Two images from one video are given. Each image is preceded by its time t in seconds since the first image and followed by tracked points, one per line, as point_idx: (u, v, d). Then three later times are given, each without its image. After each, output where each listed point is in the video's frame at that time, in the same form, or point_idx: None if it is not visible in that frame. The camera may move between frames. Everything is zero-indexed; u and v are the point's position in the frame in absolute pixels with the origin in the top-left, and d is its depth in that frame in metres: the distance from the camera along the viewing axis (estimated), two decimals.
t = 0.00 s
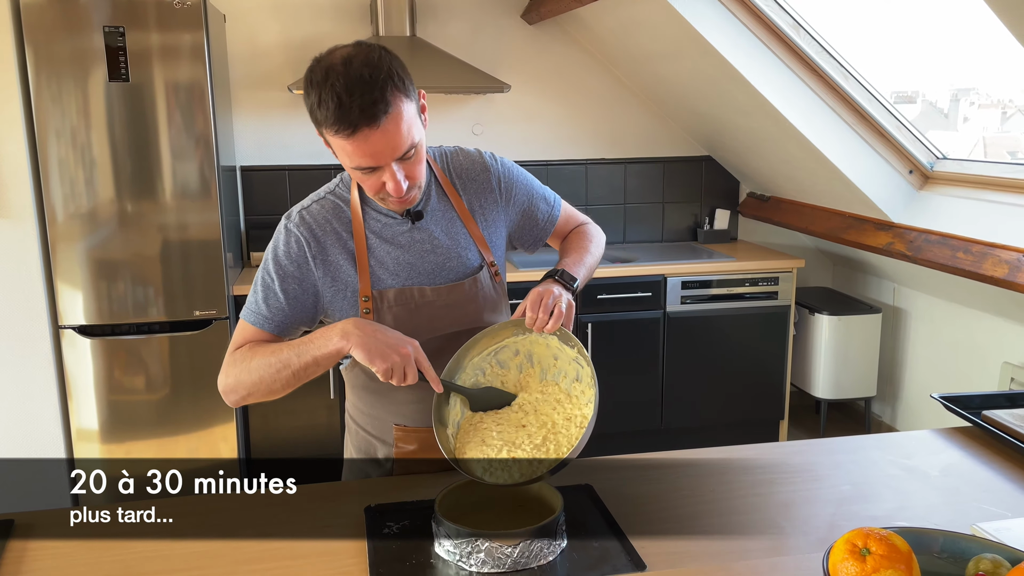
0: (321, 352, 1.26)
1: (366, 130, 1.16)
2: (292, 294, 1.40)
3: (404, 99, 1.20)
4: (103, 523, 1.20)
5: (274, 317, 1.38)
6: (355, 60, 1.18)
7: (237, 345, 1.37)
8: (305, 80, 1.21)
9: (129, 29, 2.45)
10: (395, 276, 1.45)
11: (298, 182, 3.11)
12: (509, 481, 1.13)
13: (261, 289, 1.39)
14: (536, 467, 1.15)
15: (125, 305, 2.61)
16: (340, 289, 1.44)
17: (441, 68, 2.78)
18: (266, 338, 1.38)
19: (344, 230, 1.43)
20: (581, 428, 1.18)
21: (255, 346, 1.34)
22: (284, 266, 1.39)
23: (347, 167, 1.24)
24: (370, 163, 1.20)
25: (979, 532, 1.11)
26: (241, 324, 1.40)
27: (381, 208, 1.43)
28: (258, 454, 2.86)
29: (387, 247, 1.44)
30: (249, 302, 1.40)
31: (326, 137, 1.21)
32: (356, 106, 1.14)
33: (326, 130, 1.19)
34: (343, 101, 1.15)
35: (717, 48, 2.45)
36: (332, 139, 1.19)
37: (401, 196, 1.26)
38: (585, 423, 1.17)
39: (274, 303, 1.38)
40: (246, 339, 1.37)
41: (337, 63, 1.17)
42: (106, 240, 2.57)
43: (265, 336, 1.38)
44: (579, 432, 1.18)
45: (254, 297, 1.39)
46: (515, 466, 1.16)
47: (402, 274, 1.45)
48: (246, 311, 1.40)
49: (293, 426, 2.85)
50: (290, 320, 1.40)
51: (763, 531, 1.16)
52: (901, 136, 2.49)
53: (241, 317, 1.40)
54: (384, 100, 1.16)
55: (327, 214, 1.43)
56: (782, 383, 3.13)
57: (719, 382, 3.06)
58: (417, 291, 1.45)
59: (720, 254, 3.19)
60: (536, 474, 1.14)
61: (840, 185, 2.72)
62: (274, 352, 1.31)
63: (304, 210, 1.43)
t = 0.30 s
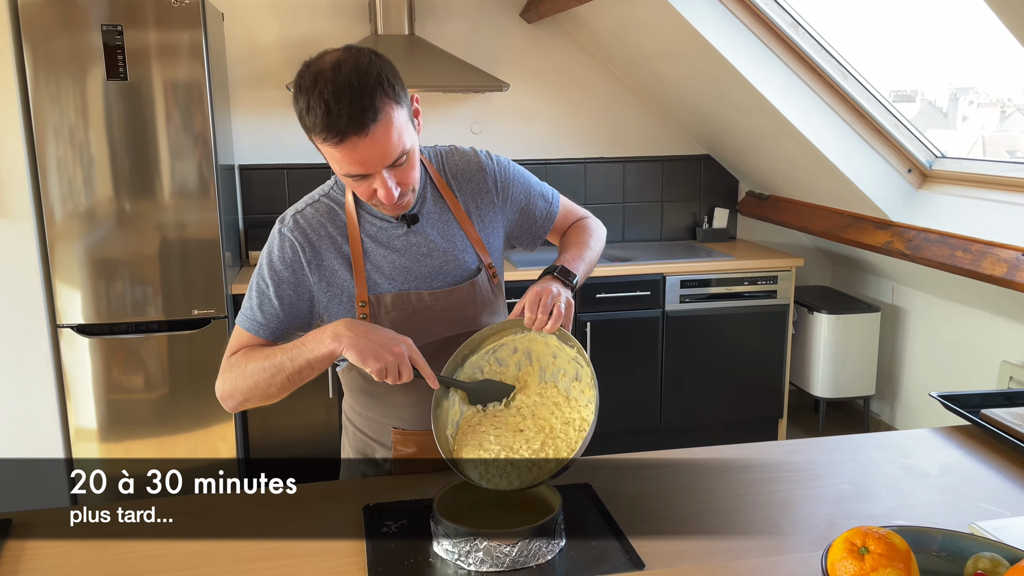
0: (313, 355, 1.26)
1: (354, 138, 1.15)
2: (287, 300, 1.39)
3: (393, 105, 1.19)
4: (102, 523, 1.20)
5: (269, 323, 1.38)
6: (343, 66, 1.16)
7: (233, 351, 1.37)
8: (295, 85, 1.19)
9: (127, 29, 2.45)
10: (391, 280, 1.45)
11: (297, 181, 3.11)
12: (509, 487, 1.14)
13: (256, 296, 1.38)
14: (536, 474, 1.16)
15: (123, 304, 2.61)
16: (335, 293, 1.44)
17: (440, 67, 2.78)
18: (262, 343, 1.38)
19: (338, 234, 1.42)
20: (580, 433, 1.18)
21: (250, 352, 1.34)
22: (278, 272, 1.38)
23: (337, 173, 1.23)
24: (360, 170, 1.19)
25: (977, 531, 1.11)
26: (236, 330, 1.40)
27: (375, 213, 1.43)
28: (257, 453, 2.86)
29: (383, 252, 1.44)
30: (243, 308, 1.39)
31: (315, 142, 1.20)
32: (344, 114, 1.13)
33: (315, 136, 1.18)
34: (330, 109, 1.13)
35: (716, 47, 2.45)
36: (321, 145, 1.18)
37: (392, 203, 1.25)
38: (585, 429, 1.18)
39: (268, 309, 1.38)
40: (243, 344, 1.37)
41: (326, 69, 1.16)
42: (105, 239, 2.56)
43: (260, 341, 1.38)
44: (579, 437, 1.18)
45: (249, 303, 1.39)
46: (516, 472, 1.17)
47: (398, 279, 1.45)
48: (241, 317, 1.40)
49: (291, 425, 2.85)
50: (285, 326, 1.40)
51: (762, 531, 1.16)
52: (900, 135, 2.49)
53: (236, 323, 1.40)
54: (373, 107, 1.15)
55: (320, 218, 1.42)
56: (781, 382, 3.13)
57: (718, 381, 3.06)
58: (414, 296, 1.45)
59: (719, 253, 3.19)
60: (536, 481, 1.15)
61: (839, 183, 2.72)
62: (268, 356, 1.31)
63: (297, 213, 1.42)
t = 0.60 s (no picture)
0: (313, 359, 1.26)
1: (347, 143, 1.14)
2: (286, 303, 1.39)
3: (387, 110, 1.17)
4: (102, 523, 1.19)
5: (268, 326, 1.38)
6: (336, 70, 1.15)
7: (233, 354, 1.37)
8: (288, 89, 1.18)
9: (127, 26, 2.44)
10: (390, 281, 1.45)
11: (297, 179, 3.11)
12: (510, 487, 1.14)
13: (254, 300, 1.38)
14: (537, 472, 1.16)
15: (123, 302, 2.61)
16: (334, 295, 1.43)
17: (440, 64, 2.77)
18: (261, 347, 1.38)
19: (335, 236, 1.42)
20: (582, 429, 1.16)
21: (250, 354, 1.34)
22: (276, 276, 1.38)
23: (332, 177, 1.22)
24: (354, 175, 1.18)
25: (978, 529, 1.11)
26: (236, 333, 1.40)
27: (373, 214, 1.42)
28: (257, 451, 2.86)
29: (381, 253, 1.44)
30: (242, 311, 1.39)
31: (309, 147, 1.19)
32: (336, 119, 1.12)
33: (308, 141, 1.16)
34: (322, 114, 1.12)
35: (716, 44, 2.45)
36: (315, 150, 1.17)
37: (387, 207, 1.23)
38: (586, 424, 1.16)
39: (267, 312, 1.37)
40: (243, 347, 1.37)
41: (318, 73, 1.14)
42: (105, 237, 2.56)
43: (259, 344, 1.38)
44: (580, 433, 1.16)
45: (247, 307, 1.38)
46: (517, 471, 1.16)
47: (397, 279, 1.45)
48: (240, 321, 1.40)
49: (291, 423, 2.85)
50: (284, 329, 1.40)
51: (762, 529, 1.16)
52: (900, 133, 2.49)
53: (235, 327, 1.39)
54: (365, 112, 1.14)
55: (317, 221, 1.41)
56: (780, 380, 3.13)
57: (717, 379, 3.06)
58: (413, 296, 1.45)
59: (720, 251, 3.18)
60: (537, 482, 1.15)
61: (840, 182, 2.72)
62: (268, 359, 1.31)
63: (294, 216, 1.41)
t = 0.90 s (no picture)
0: (315, 363, 1.26)
1: (337, 144, 1.13)
2: (286, 303, 1.39)
3: (378, 109, 1.16)
4: (102, 523, 1.19)
5: (269, 327, 1.38)
6: (326, 70, 1.14)
7: (235, 356, 1.38)
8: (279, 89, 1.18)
9: (128, 22, 2.44)
10: (389, 279, 1.44)
11: (298, 175, 3.10)
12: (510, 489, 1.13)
13: (255, 301, 1.38)
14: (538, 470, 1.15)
15: (124, 297, 2.61)
16: (334, 296, 1.43)
17: (441, 60, 2.77)
18: (262, 348, 1.39)
19: (333, 236, 1.41)
20: (583, 425, 1.15)
21: (253, 357, 1.35)
22: (276, 276, 1.38)
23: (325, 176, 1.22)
24: (346, 175, 1.17)
25: (979, 526, 1.11)
26: (238, 334, 1.40)
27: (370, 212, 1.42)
28: (258, 448, 2.86)
29: (379, 251, 1.43)
30: (243, 312, 1.40)
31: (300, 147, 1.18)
32: (326, 120, 1.11)
33: (299, 141, 1.16)
34: (312, 115, 1.11)
35: (718, 40, 2.44)
36: (306, 150, 1.16)
37: (380, 207, 1.23)
38: (586, 422, 1.15)
39: (268, 312, 1.38)
40: (246, 349, 1.38)
41: (308, 73, 1.14)
42: (106, 233, 2.56)
43: (260, 345, 1.38)
44: (581, 430, 1.15)
45: (248, 308, 1.39)
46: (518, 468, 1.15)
47: (396, 277, 1.45)
48: (241, 322, 1.40)
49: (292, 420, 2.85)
50: (285, 329, 1.40)
51: (763, 527, 1.15)
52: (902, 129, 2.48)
53: (237, 328, 1.40)
54: (355, 112, 1.13)
55: (315, 220, 1.41)
56: (782, 377, 3.13)
57: (719, 377, 3.06)
58: (412, 295, 1.45)
59: (721, 248, 3.18)
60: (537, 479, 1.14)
61: (842, 178, 2.71)
62: (270, 363, 1.31)
63: (291, 216, 1.41)
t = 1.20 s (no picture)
0: (313, 366, 1.26)
1: (328, 143, 1.13)
2: (285, 302, 1.40)
3: (369, 108, 1.16)
4: (104, 519, 1.19)
5: (269, 326, 1.39)
6: (316, 68, 1.13)
7: (239, 355, 1.40)
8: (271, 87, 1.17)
9: (129, 16, 2.43)
10: (387, 277, 1.44)
11: (299, 170, 3.10)
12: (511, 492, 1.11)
13: (254, 301, 1.39)
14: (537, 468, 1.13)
15: (126, 292, 2.61)
16: (333, 294, 1.43)
17: (443, 55, 2.76)
18: (265, 347, 1.41)
19: (332, 234, 1.41)
20: (586, 425, 1.15)
21: (257, 356, 1.36)
22: (275, 275, 1.38)
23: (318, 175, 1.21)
24: (338, 174, 1.17)
25: (982, 523, 1.10)
26: (240, 334, 1.42)
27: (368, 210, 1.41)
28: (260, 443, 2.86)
29: (377, 249, 1.43)
30: (244, 311, 1.41)
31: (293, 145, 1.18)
32: (316, 119, 1.10)
33: (290, 140, 1.15)
34: (302, 114, 1.11)
35: (721, 35, 2.43)
36: (298, 149, 1.16)
37: (374, 205, 1.22)
38: (590, 422, 1.14)
39: (267, 312, 1.39)
40: (250, 349, 1.40)
41: (298, 72, 1.13)
42: (107, 227, 2.56)
43: (264, 345, 1.40)
44: (584, 430, 1.14)
45: (249, 307, 1.40)
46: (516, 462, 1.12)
47: (394, 275, 1.44)
48: (243, 321, 1.41)
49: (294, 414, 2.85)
50: (285, 328, 1.41)
51: (765, 523, 1.15)
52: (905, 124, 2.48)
53: (239, 327, 1.41)
54: (346, 111, 1.12)
55: (314, 218, 1.41)
56: (784, 373, 3.13)
57: (721, 372, 3.06)
58: (411, 292, 1.44)
59: (723, 243, 3.17)
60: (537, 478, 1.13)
61: (844, 174, 2.71)
62: (273, 363, 1.33)
63: (289, 214, 1.41)
